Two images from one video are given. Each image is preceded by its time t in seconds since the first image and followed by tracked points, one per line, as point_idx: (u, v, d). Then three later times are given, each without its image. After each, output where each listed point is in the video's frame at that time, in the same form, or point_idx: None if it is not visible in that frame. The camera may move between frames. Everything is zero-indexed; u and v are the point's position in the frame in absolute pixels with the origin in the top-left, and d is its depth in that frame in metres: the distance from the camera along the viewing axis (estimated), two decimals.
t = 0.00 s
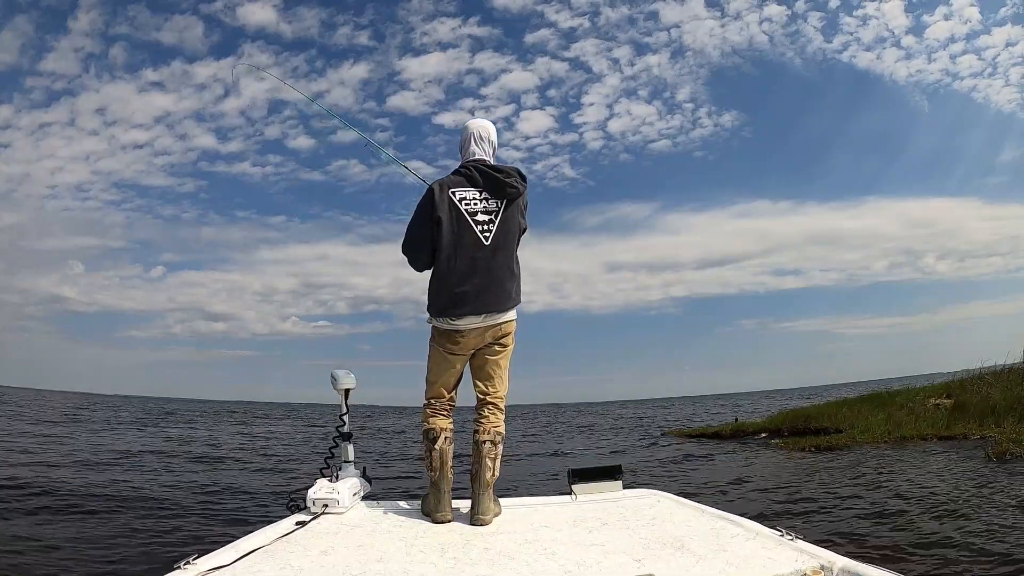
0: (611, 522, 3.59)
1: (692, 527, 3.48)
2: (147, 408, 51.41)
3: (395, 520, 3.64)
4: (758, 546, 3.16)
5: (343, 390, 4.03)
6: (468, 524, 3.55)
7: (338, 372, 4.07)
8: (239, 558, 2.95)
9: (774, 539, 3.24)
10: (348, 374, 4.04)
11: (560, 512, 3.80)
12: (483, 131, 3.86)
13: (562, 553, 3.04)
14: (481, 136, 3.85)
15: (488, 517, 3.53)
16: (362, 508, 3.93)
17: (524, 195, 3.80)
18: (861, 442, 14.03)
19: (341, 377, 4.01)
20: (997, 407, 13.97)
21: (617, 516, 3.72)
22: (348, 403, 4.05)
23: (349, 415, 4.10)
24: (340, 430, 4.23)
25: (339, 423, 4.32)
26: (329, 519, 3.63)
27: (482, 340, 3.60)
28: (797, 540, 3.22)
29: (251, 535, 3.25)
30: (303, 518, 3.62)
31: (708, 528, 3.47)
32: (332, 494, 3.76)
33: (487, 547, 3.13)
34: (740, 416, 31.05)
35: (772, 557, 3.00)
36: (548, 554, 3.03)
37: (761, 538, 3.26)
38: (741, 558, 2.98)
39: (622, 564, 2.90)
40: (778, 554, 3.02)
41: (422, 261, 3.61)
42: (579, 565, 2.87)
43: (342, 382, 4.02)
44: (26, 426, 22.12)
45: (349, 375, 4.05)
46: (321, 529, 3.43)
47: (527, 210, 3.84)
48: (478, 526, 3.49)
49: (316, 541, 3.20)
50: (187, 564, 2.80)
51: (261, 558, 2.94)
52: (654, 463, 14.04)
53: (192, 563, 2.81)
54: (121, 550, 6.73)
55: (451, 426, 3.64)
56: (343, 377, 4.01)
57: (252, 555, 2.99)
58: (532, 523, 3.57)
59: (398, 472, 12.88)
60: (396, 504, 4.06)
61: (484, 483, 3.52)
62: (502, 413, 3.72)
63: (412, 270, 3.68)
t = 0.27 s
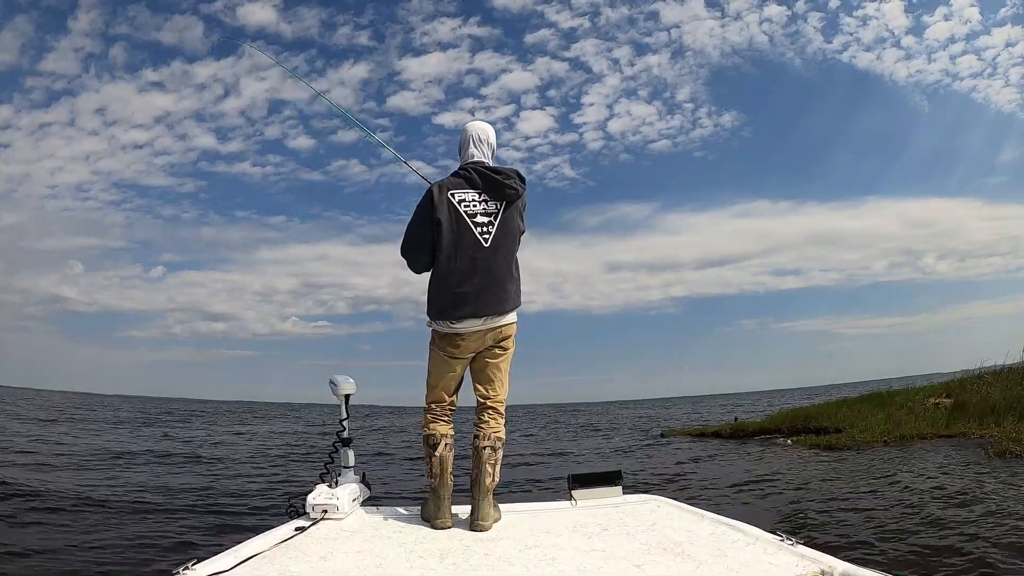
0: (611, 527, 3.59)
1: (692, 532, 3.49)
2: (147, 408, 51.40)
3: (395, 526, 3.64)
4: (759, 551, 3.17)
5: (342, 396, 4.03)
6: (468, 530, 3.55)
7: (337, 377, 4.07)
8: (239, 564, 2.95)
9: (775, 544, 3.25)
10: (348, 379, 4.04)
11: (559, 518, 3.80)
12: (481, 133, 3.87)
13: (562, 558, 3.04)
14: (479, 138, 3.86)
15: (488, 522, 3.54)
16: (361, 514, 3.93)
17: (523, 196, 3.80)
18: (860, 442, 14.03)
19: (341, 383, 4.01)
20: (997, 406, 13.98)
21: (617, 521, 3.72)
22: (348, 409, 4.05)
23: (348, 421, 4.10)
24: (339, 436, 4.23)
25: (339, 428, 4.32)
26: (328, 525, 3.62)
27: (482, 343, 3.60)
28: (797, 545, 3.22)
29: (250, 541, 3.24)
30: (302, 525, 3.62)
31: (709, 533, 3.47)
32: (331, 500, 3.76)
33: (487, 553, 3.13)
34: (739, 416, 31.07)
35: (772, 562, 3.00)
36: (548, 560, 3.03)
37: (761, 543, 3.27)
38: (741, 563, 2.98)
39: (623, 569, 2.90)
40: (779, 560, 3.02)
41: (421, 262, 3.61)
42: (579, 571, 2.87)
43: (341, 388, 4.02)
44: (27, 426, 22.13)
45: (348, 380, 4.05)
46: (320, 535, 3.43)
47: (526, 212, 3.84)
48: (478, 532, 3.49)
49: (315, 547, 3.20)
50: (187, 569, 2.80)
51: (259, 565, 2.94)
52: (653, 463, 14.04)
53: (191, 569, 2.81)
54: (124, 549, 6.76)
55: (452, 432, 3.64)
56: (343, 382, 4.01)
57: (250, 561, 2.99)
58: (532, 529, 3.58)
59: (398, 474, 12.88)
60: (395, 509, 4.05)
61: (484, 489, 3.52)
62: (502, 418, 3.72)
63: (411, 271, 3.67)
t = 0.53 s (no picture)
0: (611, 533, 3.58)
1: (692, 537, 3.49)
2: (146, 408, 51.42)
3: (393, 530, 3.64)
4: (759, 556, 3.16)
5: (341, 401, 4.04)
6: (468, 534, 3.56)
7: (336, 382, 4.07)
8: (237, 568, 2.95)
9: (774, 549, 3.24)
10: (348, 384, 4.04)
11: (559, 523, 3.80)
12: (479, 137, 3.88)
13: (561, 564, 3.04)
14: (476, 141, 3.87)
15: (487, 527, 3.54)
16: (360, 518, 3.93)
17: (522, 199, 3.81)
18: (860, 441, 14.03)
19: (340, 387, 4.01)
20: (997, 404, 13.99)
21: (617, 526, 3.71)
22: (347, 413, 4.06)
23: (348, 425, 4.10)
24: (339, 441, 4.23)
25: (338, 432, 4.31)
26: (327, 529, 3.63)
27: (482, 347, 3.61)
28: (797, 550, 3.22)
29: (249, 546, 3.24)
30: (300, 529, 3.62)
31: (709, 539, 3.47)
32: (329, 505, 3.76)
33: (486, 558, 3.14)
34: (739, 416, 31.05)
35: (772, 567, 3.00)
36: (548, 565, 3.03)
37: (760, 548, 3.27)
38: (740, 569, 2.98)
39: (621, 575, 2.90)
40: (779, 565, 3.02)
41: (421, 266, 3.60)
42: None
43: (340, 392, 4.02)
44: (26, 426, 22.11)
45: (347, 384, 4.05)
46: (318, 540, 3.43)
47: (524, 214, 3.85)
48: (477, 537, 3.50)
49: (314, 552, 3.20)
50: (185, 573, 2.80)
51: (257, 569, 2.93)
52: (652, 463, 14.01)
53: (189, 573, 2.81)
54: (125, 549, 6.76)
55: (451, 437, 3.64)
56: (342, 387, 4.02)
57: (248, 566, 2.99)
58: (531, 534, 3.58)
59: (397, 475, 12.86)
60: (395, 514, 4.05)
61: (483, 493, 3.53)
62: (502, 422, 3.72)
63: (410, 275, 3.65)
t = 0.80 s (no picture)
0: (611, 533, 3.59)
1: (691, 538, 3.49)
2: (145, 408, 51.38)
3: (393, 531, 3.64)
4: (758, 556, 3.17)
5: (341, 401, 4.04)
6: (467, 534, 3.56)
7: (335, 382, 4.08)
8: (237, 568, 2.95)
9: (774, 549, 3.25)
10: (347, 384, 4.05)
11: (558, 523, 3.81)
12: (470, 139, 3.88)
13: (560, 564, 3.04)
14: (467, 144, 3.86)
15: (486, 527, 3.54)
16: (359, 518, 3.93)
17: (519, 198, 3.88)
18: (860, 441, 14.03)
19: (340, 388, 4.01)
20: (997, 403, 14.00)
21: (617, 527, 3.72)
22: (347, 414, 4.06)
23: (347, 425, 4.10)
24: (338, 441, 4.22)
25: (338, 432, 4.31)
26: (326, 529, 3.63)
27: (486, 349, 3.61)
28: (797, 550, 3.23)
29: (249, 546, 3.24)
30: (300, 529, 3.62)
31: (709, 539, 3.47)
32: (329, 505, 3.76)
33: (486, 558, 3.14)
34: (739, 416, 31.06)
35: (771, 567, 3.00)
36: (547, 565, 3.03)
37: (760, 548, 3.27)
38: (739, 569, 2.99)
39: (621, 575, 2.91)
40: (778, 565, 3.03)
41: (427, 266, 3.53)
42: None
43: (340, 392, 4.03)
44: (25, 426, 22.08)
45: (347, 384, 4.06)
46: (318, 540, 3.43)
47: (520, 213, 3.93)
48: (476, 537, 3.50)
49: (313, 552, 3.20)
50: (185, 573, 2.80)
51: (257, 570, 2.93)
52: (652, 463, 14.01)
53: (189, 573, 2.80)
54: (125, 549, 6.75)
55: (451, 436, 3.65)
56: (342, 387, 4.02)
57: (248, 566, 2.98)
58: (530, 534, 3.58)
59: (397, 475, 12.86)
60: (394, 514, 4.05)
61: (482, 493, 3.53)
62: (502, 423, 3.73)
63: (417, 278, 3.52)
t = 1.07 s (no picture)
0: (610, 527, 3.59)
1: (690, 532, 3.50)
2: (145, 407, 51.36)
3: (392, 525, 3.63)
4: (758, 551, 3.17)
5: (340, 396, 4.04)
6: (467, 529, 3.55)
7: (334, 377, 4.07)
8: (237, 563, 2.95)
9: (773, 544, 3.25)
10: (347, 379, 4.05)
11: (558, 517, 3.81)
12: (445, 151, 3.86)
13: (560, 558, 3.05)
14: (442, 156, 3.85)
15: (487, 521, 3.55)
16: (359, 513, 3.93)
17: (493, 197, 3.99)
18: (860, 441, 14.03)
19: (340, 383, 4.01)
20: (998, 403, 13.98)
21: (616, 521, 3.72)
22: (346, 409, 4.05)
23: (347, 420, 4.10)
24: (338, 436, 4.22)
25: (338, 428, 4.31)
26: (326, 524, 3.63)
27: (501, 347, 3.64)
28: (796, 545, 3.23)
29: (249, 540, 3.24)
30: (301, 524, 3.62)
31: (708, 533, 3.48)
32: (329, 500, 3.77)
33: (486, 552, 3.14)
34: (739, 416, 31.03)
35: (770, 562, 3.01)
36: (547, 559, 3.03)
37: (759, 543, 3.27)
38: (739, 563, 2.99)
39: (621, 569, 2.91)
40: (777, 559, 3.03)
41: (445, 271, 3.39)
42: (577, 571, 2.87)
43: (340, 388, 4.02)
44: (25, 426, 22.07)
45: (346, 379, 4.06)
46: (318, 534, 3.43)
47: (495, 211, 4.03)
48: (478, 531, 3.50)
49: (313, 547, 3.20)
50: (185, 569, 2.80)
51: (258, 564, 2.93)
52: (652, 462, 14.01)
53: (189, 569, 2.81)
54: (123, 549, 6.73)
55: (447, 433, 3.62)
56: (342, 382, 4.02)
57: (249, 561, 2.99)
58: (530, 528, 3.58)
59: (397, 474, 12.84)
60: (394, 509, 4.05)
61: (482, 487, 3.53)
62: (503, 421, 3.78)
63: (427, 288, 3.34)
